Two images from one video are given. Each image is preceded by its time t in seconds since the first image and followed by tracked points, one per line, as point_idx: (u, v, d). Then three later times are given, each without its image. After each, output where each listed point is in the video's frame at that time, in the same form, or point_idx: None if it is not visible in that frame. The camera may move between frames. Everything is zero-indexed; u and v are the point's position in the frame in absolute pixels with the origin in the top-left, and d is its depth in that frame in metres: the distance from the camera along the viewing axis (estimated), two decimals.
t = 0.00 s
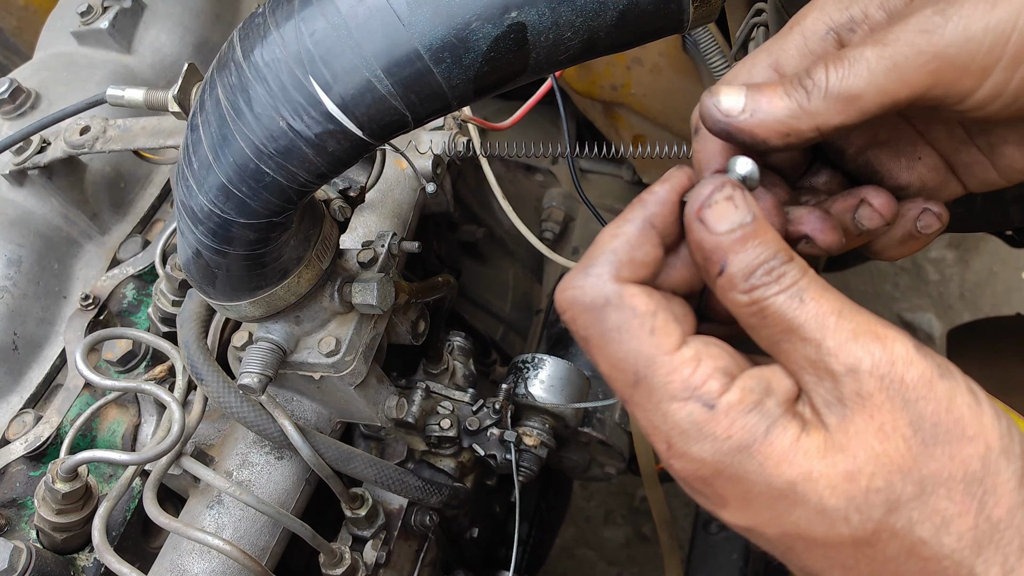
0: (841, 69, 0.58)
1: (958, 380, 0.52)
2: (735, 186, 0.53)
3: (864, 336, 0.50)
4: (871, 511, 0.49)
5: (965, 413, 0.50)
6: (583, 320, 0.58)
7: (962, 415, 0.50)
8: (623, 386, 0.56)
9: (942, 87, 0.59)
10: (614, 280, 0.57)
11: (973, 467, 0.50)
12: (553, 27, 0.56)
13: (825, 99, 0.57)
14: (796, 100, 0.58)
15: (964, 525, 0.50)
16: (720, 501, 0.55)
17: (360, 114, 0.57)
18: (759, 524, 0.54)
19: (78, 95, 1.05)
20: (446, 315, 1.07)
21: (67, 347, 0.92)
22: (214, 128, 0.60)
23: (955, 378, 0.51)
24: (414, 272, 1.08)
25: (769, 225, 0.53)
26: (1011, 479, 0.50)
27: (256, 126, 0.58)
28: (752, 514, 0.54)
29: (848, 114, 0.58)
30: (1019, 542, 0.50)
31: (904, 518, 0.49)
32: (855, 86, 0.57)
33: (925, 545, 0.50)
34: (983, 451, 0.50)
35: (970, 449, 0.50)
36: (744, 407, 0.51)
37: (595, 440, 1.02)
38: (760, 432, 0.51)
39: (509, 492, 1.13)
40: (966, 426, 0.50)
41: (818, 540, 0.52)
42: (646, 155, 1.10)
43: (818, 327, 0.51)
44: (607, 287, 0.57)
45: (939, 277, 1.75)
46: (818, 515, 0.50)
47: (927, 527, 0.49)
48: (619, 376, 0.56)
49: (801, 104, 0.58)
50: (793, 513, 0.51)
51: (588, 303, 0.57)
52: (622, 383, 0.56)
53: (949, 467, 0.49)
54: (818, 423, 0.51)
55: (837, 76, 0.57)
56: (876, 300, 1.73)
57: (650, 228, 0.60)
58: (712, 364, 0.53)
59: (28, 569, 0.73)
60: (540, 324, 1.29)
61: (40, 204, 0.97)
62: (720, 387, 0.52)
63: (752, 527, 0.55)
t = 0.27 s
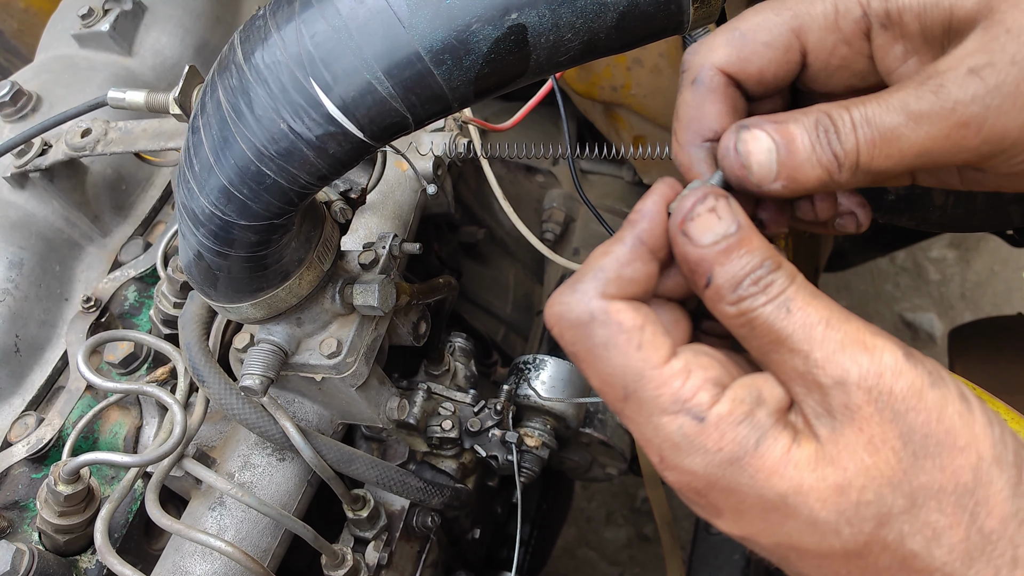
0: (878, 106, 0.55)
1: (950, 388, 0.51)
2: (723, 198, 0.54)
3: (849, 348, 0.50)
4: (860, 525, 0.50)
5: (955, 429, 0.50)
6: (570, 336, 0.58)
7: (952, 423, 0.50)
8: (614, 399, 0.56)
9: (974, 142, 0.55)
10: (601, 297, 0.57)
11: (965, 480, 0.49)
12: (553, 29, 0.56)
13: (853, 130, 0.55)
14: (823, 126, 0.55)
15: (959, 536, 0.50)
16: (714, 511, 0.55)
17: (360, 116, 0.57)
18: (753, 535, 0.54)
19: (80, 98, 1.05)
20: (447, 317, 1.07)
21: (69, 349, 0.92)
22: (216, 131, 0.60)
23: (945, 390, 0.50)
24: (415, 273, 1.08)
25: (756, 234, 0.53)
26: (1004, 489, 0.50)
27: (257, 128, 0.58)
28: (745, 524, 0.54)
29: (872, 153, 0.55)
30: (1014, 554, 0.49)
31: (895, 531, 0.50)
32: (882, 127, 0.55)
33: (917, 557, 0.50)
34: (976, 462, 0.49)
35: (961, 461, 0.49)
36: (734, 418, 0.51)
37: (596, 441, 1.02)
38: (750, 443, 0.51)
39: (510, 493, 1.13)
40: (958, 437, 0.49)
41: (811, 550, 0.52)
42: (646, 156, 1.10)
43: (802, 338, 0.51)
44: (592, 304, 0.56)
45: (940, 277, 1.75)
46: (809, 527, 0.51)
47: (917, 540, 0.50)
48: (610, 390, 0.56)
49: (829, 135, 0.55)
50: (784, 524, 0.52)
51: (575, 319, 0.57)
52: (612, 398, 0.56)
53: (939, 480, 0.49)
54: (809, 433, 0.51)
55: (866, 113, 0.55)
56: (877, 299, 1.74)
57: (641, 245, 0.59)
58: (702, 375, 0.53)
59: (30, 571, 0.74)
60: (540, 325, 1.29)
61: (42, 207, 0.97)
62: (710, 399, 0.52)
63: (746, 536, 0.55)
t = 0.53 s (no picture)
0: (910, 149, 0.53)
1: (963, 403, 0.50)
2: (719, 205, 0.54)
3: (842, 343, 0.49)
4: (864, 539, 0.50)
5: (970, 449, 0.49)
6: (566, 339, 0.58)
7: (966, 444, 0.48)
8: (611, 400, 0.56)
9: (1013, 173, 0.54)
10: (596, 298, 0.57)
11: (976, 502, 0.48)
12: (553, 28, 0.56)
13: (890, 178, 0.53)
14: (857, 174, 0.53)
15: (964, 551, 0.49)
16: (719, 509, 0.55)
17: (360, 115, 0.57)
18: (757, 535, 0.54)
19: (79, 98, 1.05)
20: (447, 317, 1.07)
21: (68, 350, 0.92)
22: (215, 130, 0.60)
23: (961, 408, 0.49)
24: (415, 273, 1.08)
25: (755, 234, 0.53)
26: (1015, 510, 0.49)
27: (256, 128, 0.58)
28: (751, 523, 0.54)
29: (915, 192, 0.53)
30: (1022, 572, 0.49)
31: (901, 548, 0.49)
32: (925, 172, 0.53)
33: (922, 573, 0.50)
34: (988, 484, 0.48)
35: (974, 482, 0.48)
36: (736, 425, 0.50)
37: (596, 441, 1.02)
38: (752, 451, 0.50)
39: (510, 494, 1.13)
40: (970, 457, 0.48)
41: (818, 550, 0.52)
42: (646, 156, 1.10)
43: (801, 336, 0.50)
44: (586, 306, 0.56)
45: (941, 276, 1.75)
46: (812, 535, 0.51)
47: (923, 557, 0.49)
48: (606, 391, 0.56)
49: (865, 183, 0.53)
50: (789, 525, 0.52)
51: (568, 322, 0.57)
52: (609, 399, 0.56)
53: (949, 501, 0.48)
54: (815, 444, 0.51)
55: (909, 152, 0.53)
56: (877, 299, 1.73)
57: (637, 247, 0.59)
58: (700, 377, 0.53)
59: (30, 571, 0.74)
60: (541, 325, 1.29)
61: (42, 207, 0.97)
62: (708, 400, 0.52)
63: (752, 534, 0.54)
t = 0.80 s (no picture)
0: (897, 154, 0.54)
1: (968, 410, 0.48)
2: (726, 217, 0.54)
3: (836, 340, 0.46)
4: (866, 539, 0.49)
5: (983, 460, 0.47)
6: (540, 381, 0.59)
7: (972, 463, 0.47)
8: (598, 417, 0.57)
9: (990, 169, 0.55)
10: (560, 334, 0.58)
11: (981, 509, 0.47)
12: (553, 27, 0.56)
13: (870, 184, 0.55)
14: (837, 182, 0.55)
15: (967, 552, 0.49)
16: (723, 502, 0.55)
17: (360, 115, 0.57)
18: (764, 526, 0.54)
19: (79, 98, 1.05)
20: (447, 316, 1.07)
21: (68, 350, 0.92)
22: (214, 130, 0.60)
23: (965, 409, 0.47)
24: (415, 273, 1.08)
25: (761, 236, 0.52)
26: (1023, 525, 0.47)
27: (256, 128, 0.58)
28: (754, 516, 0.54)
29: (893, 195, 0.56)
30: None
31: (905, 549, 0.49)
32: (905, 173, 0.54)
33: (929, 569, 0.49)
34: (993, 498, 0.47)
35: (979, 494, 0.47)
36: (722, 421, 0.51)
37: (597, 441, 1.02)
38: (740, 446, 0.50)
39: (511, 493, 1.13)
40: (977, 465, 0.47)
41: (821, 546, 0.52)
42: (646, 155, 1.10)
43: (795, 335, 0.47)
44: (546, 345, 0.58)
45: (941, 276, 1.75)
46: (813, 530, 0.51)
47: (929, 554, 0.49)
48: (594, 415, 0.57)
49: (844, 192, 0.55)
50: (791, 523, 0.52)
51: (536, 364, 0.58)
52: (599, 418, 0.57)
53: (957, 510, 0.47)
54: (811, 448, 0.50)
55: (888, 157, 0.54)
56: (878, 299, 1.73)
57: (588, 285, 0.61)
58: (681, 372, 0.54)
59: (30, 572, 0.74)
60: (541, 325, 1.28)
61: (41, 207, 0.97)
62: (694, 394, 0.52)
63: (756, 528, 0.55)
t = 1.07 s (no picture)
0: (939, 181, 0.52)
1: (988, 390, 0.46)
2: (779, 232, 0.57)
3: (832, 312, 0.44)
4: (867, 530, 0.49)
5: (1017, 448, 0.44)
6: (583, 307, 0.57)
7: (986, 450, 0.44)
8: (624, 356, 0.54)
9: None
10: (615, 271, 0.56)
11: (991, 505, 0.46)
12: (553, 27, 0.56)
13: (905, 214, 0.53)
14: (868, 210, 0.54)
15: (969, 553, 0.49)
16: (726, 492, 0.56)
17: (360, 114, 0.57)
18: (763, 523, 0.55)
19: (79, 98, 1.05)
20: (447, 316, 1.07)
21: (69, 349, 0.92)
22: (215, 130, 0.60)
23: (1001, 400, 0.44)
24: (416, 272, 1.08)
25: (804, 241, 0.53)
26: None
27: (257, 127, 0.58)
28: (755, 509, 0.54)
29: (933, 216, 0.54)
30: None
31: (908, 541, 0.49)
32: (942, 199, 0.52)
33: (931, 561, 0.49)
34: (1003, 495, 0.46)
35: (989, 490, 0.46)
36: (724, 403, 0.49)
37: (597, 440, 1.02)
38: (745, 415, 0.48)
39: (511, 493, 1.13)
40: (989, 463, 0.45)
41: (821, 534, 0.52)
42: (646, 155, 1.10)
43: (790, 312, 0.46)
44: (602, 275, 0.56)
45: (941, 276, 1.75)
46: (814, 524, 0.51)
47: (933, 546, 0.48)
48: (622, 352, 0.54)
49: (876, 218, 0.54)
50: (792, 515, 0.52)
51: (585, 293, 0.56)
52: (625, 356, 0.54)
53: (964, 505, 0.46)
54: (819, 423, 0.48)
55: (926, 182, 0.52)
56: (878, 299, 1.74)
57: (666, 247, 0.59)
58: (707, 333, 0.51)
59: (30, 571, 0.74)
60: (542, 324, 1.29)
61: (42, 207, 0.97)
62: (718, 349, 0.50)
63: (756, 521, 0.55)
